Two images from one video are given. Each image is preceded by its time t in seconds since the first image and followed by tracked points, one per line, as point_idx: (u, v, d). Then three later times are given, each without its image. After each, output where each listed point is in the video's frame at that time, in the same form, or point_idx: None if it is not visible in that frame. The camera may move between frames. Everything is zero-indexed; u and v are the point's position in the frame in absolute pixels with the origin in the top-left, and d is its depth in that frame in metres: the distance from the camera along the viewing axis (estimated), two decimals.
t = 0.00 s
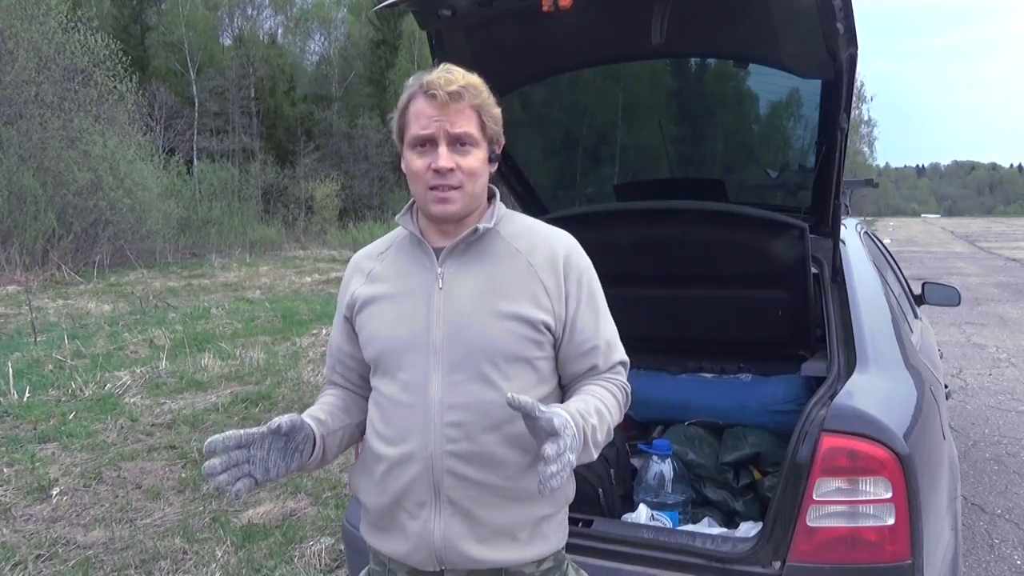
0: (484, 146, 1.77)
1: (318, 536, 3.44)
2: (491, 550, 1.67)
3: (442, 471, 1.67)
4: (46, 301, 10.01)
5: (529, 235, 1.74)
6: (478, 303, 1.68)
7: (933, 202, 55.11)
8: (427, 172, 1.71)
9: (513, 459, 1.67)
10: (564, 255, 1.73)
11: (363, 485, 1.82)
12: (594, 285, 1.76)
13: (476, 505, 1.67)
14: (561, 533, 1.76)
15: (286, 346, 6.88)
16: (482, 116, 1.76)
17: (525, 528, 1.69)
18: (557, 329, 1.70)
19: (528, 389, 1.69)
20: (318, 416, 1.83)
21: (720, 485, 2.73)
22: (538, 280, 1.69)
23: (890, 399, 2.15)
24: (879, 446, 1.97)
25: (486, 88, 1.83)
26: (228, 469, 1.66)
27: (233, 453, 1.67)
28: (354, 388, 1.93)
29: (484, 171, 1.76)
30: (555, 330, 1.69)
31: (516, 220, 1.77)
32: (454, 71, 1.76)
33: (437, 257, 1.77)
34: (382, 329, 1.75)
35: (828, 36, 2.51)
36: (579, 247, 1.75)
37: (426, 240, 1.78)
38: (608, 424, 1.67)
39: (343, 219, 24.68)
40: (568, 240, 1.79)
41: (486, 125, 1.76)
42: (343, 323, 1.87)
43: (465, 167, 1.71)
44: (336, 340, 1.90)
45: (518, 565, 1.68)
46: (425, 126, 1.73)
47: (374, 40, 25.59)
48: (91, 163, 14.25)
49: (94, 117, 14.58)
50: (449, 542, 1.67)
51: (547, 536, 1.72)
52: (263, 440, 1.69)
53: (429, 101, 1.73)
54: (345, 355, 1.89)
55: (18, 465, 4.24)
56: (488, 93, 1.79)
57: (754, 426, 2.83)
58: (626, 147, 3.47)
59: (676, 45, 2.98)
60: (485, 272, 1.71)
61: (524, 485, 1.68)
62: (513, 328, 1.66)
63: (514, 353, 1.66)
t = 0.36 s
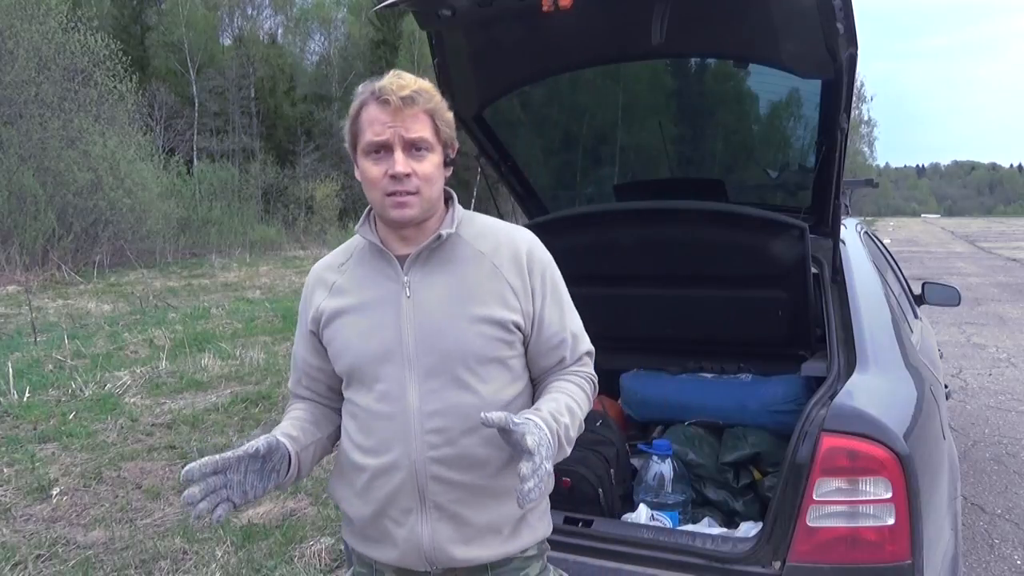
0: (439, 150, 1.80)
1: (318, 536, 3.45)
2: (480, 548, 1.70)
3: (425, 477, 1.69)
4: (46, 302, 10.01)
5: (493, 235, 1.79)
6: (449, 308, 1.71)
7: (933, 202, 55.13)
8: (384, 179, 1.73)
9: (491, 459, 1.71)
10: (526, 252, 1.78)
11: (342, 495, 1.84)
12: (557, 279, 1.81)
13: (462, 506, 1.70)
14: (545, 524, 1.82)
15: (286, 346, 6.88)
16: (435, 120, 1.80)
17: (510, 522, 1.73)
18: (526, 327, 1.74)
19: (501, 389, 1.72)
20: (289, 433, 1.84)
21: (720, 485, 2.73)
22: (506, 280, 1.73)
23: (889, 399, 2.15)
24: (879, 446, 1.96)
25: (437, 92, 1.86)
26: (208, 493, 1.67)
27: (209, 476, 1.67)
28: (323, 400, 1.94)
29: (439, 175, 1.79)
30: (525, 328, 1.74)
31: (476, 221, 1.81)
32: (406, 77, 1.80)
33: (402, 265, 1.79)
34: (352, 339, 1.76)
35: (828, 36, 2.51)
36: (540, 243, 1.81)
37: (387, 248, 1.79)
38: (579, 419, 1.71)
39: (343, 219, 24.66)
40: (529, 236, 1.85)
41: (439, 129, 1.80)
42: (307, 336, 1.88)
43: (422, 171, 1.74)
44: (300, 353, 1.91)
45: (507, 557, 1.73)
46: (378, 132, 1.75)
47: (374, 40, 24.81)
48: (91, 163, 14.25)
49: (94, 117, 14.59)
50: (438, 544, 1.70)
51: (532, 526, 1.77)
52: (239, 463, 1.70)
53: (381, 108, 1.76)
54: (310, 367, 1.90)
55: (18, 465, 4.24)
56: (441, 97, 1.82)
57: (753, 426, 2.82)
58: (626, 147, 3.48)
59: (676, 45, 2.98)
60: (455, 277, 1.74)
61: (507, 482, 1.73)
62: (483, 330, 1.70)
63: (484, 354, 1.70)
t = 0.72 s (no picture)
0: (425, 153, 1.79)
1: (318, 536, 3.45)
2: (469, 551, 1.70)
3: (413, 479, 1.70)
4: (46, 301, 10.01)
5: (478, 231, 1.78)
6: (435, 307, 1.71)
7: (933, 202, 55.14)
8: (369, 185, 1.73)
9: (479, 460, 1.71)
10: (511, 247, 1.77)
11: (336, 499, 1.84)
12: (542, 269, 1.77)
13: (450, 508, 1.70)
14: (538, 528, 1.81)
15: (286, 346, 6.88)
16: (422, 123, 1.79)
17: (501, 524, 1.72)
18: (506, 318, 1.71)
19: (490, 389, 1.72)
20: (284, 440, 1.83)
21: (720, 485, 2.73)
22: (490, 275, 1.72)
23: (890, 399, 2.15)
24: (879, 446, 1.96)
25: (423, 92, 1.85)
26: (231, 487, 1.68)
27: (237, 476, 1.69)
28: (319, 404, 1.94)
29: (426, 179, 1.78)
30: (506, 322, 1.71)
31: (463, 218, 1.81)
32: (392, 79, 1.78)
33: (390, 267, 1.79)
34: (342, 342, 1.77)
35: (828, 36, 2.51)
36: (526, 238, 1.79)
37: (377, 251, 1.81)
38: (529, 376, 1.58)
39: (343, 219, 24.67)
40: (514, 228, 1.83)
41: (425, 133, 1.79)
42: (302, 338, 1.89)
43: (407, 177, 1.73)
44: (296, 357, 1.92)
45: (497, 561, 1.72)
46: (363, 138, 1.75)
47: (374, 41, 24.74)
48: (91, 163, 14.26)
49: (94, 117, 14.60)
50: (427, 546, 1.70)
51: (524, 531, 1.76)
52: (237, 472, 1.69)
53: (366, 111, 1.75)
54: (306, 370, 1.90)
55: (18, 465, 4.24)
56: (427, 99, 1.81)
57: (754, 426, 2.82)
58: (626, 146, 3.48)
59: (676, 45, 2.98)
60: (442, 275, 1.73)
61: (496, 483, 1.72)
62: (468, 328, 1.70)
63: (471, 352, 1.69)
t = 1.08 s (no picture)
0: (440, 159, 1.78)
1: (318, 536, 3.45)
2: (466, 548, 1.70)
3: (409, 478, 1.69)
4: (46, 301, 10.01)
5: (471, 228, 1.79)
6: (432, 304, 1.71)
7: (932, 202, 55.21)
8: (386, 193, 1.72)
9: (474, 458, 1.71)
10: (502, 242, 1.76)
11: (335, 497, 1.84)
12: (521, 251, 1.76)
13: (446, 506, 1.70)
14: (536, 526, 1.81)
15: (286, 346, 6.88)
16: (439, 129, 1.77)
17: (499, 520, 1.72)
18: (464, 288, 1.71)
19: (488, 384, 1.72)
20: (286, 438, 1.84)
21: (720, 485, 2.73)
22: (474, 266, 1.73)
23: (890, 399, 2.15)
24: (879, 446, 1.96)
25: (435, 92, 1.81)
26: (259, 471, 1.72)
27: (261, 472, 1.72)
28: (320, 400, 1.94)
29: (441, 184, 1.78)
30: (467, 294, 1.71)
31: (460, 216, 1.82)
32: (407, 82, 1.74)
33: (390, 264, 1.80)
34: (343, 341, 1.78)
35: (828, 35, 2.50)
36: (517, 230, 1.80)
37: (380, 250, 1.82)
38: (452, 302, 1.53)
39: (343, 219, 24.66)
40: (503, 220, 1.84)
41: (441, 138, 1.78)
42: (303, 334, 1.90)
43: (425, 187, 1.73)
44: (296, 351, 1.92)
45: (494, 557, 1.72)
46: (382, 143, 1.71)
47: (373, 41, 24.68)
48: (91, 163, 14.26)
49: (94, 117, 14.60)
50: (424, 545, 1.70)
51: (522, 527, 1.76)
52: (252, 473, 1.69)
53: (384, 117, 1.72)
54: (307, 366, 1.91)
55: (18, 465, 4.24)
56: (441, 103, 1.79)
57: (754, 426, 2.82)
58: (626, 146, 3.48)
59: (677, 45, 2.98)
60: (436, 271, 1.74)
61: (493, 479, 1.72)
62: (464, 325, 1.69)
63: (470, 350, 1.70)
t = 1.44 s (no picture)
0: (429, 161, 1.76)
1: (318, 536, 3.45)
2: (464, 553, 1.70)
3: (407, 483, 1.70)
4: (46, 301, 10.02)
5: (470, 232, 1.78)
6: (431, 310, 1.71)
7: (932, 202, 55.26)
8: (374, 201, 1.71)
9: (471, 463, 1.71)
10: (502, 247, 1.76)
11: (333, 501, 1.85)
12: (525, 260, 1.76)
13: (444, 511, 1.70)
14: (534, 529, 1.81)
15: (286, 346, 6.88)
16: (424, 132, 1.75)
17: (496, 525, 1.72)
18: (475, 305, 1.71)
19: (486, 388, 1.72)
20: (284, 443, 1.85)
21: (720, 485, 2.73)
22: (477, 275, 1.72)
23: (891, 400, 2.15)
24: (879, 446, 1.97)
25: (421, 92, 1.79)
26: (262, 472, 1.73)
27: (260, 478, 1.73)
28: (316, 402, 1.94)
29: (430, 187, 1.77)
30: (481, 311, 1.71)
31: (457, 219, 1.81)
32: (389, 86, 1.72)
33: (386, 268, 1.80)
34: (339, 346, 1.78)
35: (828, 35, 2.50)
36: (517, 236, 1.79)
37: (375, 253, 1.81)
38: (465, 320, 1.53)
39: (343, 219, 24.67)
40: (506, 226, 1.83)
41: (427, 140, 1.76)
42: (299, 338, 1.90)
43: (413, 192, 1.72)
44: (291, 354, 1.92)
45: (492, 561, 1.72)
46: (366, 152, 1.71)
47: (373, 41, 24.67)
48: (91, 163, 14.27)
49: (94, 117, 14.60)
50: (422, 550, 1.70)
51: (519, 531, 1.76)
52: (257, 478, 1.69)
53: (366, 124, 1.71)
54: (302, 368, 1.91)
55: (18, 465, 4.24)
56: (427, 103, 1.76)
57: (754, 426, 2.82)
58: (626, 146, 3.48)
59: (677, 45, 2.98)
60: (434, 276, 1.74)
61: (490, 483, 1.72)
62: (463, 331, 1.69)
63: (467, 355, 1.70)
